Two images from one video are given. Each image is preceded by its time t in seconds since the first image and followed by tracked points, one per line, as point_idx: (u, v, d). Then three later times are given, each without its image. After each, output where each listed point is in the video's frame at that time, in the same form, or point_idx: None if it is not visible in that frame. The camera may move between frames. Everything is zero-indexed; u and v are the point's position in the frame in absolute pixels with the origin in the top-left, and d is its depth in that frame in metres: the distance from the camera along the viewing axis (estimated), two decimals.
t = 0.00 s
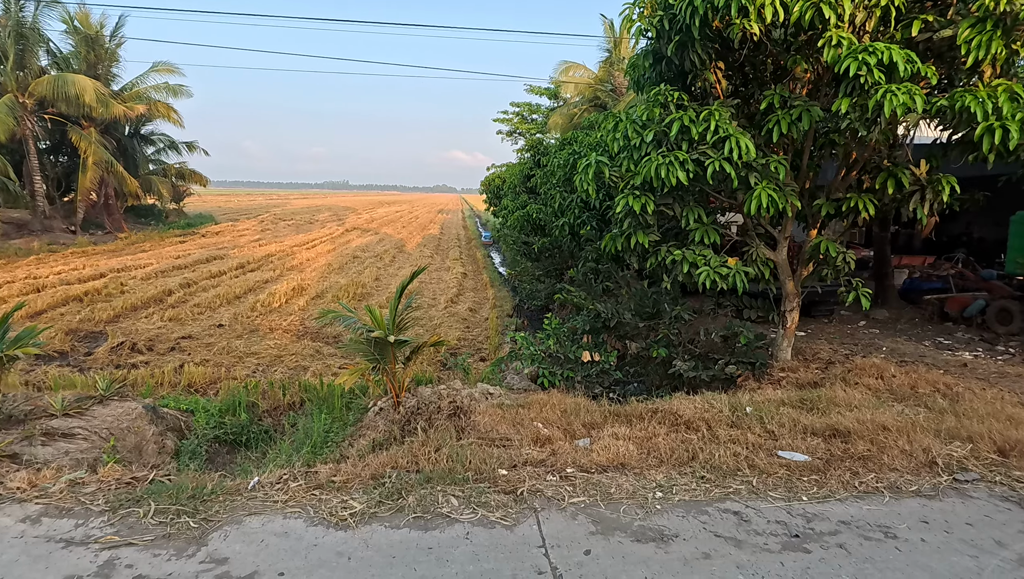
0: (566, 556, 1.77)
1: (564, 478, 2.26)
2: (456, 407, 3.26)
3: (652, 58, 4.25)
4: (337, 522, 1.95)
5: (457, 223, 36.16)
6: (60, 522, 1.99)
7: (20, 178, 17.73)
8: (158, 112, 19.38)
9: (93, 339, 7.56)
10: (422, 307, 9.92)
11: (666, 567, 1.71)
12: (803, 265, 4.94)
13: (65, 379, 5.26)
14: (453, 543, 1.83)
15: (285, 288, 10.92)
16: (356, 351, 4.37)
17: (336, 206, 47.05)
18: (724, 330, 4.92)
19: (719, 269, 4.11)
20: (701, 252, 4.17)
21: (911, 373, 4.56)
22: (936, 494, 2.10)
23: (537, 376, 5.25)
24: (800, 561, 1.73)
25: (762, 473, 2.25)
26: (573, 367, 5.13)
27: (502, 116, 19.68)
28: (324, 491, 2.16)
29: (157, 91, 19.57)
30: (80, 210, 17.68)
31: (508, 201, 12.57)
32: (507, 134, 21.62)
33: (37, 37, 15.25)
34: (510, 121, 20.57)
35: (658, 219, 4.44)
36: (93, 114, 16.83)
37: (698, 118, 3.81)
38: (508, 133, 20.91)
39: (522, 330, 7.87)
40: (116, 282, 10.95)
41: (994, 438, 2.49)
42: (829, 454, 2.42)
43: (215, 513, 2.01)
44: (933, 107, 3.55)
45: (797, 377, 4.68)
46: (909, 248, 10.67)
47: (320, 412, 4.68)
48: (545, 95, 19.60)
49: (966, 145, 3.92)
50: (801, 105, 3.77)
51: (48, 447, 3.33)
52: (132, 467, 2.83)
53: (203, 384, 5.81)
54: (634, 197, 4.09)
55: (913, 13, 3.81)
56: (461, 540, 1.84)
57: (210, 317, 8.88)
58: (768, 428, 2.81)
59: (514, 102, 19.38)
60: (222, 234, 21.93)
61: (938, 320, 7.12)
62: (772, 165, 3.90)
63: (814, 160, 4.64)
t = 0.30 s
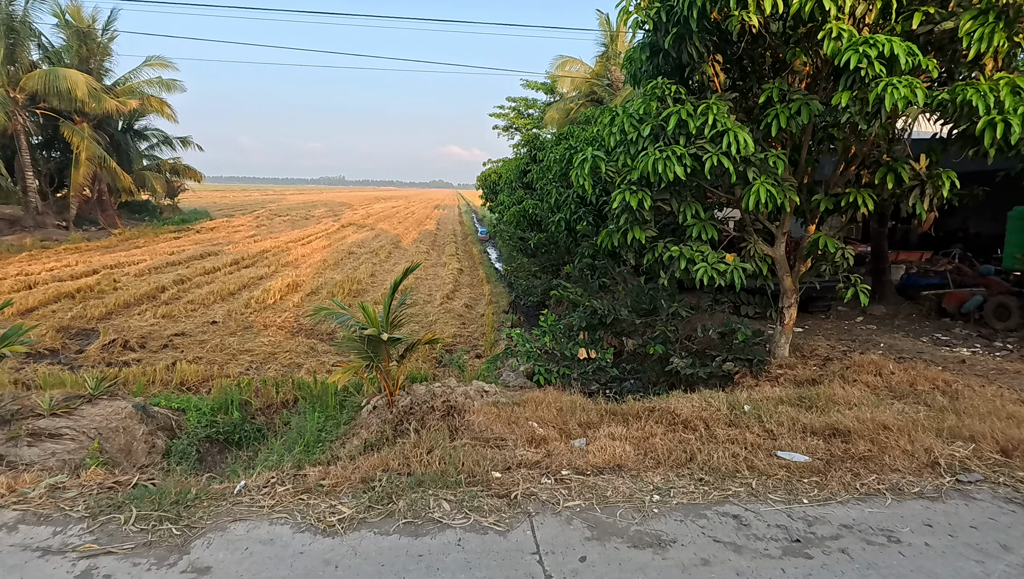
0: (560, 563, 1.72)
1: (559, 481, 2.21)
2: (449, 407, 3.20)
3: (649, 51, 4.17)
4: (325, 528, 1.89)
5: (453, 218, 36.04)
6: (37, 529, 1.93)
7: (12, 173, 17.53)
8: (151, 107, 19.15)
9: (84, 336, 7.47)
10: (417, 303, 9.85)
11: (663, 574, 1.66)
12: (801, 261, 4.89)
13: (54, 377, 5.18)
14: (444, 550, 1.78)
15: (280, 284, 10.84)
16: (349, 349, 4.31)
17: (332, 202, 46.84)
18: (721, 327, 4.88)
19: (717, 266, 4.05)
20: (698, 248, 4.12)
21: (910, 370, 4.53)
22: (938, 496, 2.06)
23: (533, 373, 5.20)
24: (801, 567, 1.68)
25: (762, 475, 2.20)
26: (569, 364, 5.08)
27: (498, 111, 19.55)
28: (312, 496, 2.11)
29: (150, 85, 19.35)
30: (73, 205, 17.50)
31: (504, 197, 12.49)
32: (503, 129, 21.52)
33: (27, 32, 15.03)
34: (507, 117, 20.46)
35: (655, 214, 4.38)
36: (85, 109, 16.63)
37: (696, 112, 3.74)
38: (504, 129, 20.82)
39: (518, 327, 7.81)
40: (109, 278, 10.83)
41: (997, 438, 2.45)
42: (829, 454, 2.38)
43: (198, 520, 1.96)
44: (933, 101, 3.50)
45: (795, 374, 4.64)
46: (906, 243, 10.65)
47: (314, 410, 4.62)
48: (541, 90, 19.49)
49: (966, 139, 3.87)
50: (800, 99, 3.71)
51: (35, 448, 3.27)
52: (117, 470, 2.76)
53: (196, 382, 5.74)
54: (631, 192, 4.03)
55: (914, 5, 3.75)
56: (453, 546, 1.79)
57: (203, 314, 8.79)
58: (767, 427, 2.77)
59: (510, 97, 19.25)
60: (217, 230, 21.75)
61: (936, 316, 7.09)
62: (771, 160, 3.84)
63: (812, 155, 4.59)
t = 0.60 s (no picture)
0: None
1: (556, 491, 2.11)
2: (443, 410, 3.10)
3: (648, 43, 4.05)
4: (307, 545, 1.79)
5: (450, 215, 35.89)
6: (1, 548, 1.83)
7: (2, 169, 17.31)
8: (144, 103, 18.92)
9: (74, 335, 7.33)
10: (412, 301, 9.74)
11: None
12: (803, 259, 4.80)
13: (39, 378, 5.06)
14: (434, 569, 1.68)
15: (273, 282, 10.71)
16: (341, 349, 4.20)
17: (328, 198, 46.60)
18: (722, 326, 4.79)
19: (718, 264, 3.95)
20: (699, 245, 4.01)
21: (913, 369, 4.45)
22: (953, 507, 1.97)
23: (529, 373, 5.10)
24: None
25: (768, 485, 2.11)
26: (567, 364, 4.98)
27: (495, 107, 19.40)
28: (295, 509, 2.01)
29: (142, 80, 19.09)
30: (66, 202, 17.31)
31: (501, 193, 12.37)
32: (500, 124, 21.40)
33: (17, 26, 14.81)
34: (504, 112, 20.33)
35: (654, 211, 4.28)
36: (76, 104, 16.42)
37: (697, 106, 3.64)
38: (501, 124, 20.69)
39: (515, 325, 7.72)
40: (100, 276, 10.68)
41: (1010, 443, 2.36)
42: (837, 461, 2.29)
43: (173, 537, 1.86)
44: (941, 94, 3.40)
45: (796, 374, 4.56)
46: (905, 240, 10.59)
47: (305, 412, 4.51)
48: (538, 85, 19.35)
49: (973, 134, 3.78)
50: (804, 92, 3.61)
51: (13, 454, 3.16)
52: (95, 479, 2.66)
53: (186, 382, 5.63)
54: (629, 188, 3.92)
55: None
56: (443, 565, 1.70)
57: (196, 312, 8.67)
58: (771, 432, 2.68)
59: (507, 93, 19.10)
60: (211, 227, 21.58)
61: (937, 314, 7.03)
62: (773, 155, 3.74)
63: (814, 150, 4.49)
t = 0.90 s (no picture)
0: None
1: (552, 504, 2.02)
2: (435, 414, 3.01)
3: (646, 35, 3.94)
4: (287, 566, 1.71)
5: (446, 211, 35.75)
6: None
7: None
8: (137, 99, 18.68)
9: (63, 335, 7.19)
10: (407, 299, 9.63)
11: None
12: (803, 257, 4.71)
13: (23, 380, 4.93)
14: None
15: (267, 279, 10.57)
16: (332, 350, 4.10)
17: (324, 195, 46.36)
18: (721, 325, 4.70)
19: (718, 262, 3.85)
20: (698, 243, 3.91)
21: (916, 369, 4.38)
22: (967, 518, 1.90)
23: (525, 373, 5.01)
24: None
25: (774, 495, 2.03)
26: (563, 363, 4.89)
27: (492, 103, 19.25)
28: (275, 526, 1.92)
29: (134, 75, 18.83)
30: (57, 199, 17.09)
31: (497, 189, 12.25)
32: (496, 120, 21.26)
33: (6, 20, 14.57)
34: (500, 108, 20.19)
35: (653, 208, 4.17)
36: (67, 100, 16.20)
37: (697, 100, 3.53)
38: (497, 120, 20.54)
39: (511, 323, 7.63)
40: (91, 274, 10.52)
41: None
42: (845, 470, 2.21)
43: (144, 557, 1.78)
44: (948, 87, 3.30)
45: (797, 374, 4.48)
46: (904, 236, 10.54)
47: (296, 414, 4.42)
48: (534, 81, 19.21)
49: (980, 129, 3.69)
50: (807, 86, 3.51)
51: None
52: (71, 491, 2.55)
53: (175, 383, 5.51)
54: (627, 184, 3.81)
55: None
56: None
57: (187, 311, 8.54)
58: (774, 436, 2.60)
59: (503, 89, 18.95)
60: (205, 224, 21.39)
61: (937, 312, 6.99)
62: (775, 150, 3.63)
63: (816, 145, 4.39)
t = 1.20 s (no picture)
0: None
1: (546, 517, 1.93)
2: (427, 418, 2.92)
3: (645, 27, 3.84)
4: None
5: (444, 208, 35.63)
6: None
7: None
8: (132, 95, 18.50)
9: (53, 334, 7.08)
10: (403, 297, 9.54)
11: None
12: (805, 255, 4.62)
13: (9, 381, 4.83)
14: None
15: (262, 278, 10.46)
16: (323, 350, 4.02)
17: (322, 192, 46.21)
18: (721, 324, 4.60)
19: (719, 260, 3.75)
20: (698, 241, 3.81)
21: (920, 370, 4.31)
22: (982, 531, 1.87)
23: (522, 373, 4.93)
24: None
25: (779, 507, 1.96)
26: (561, 363, 4.81)
27: (490, 99, 19.11)
28: (253, 542, 1.84)
29: (129, 72, 18.64)
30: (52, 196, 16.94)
31: (495, 186, 12.16)
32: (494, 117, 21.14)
33: None
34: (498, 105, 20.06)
35: (651, 205, 4.07)
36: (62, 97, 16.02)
37: (697, 93, 3.43)
38: (495, 117, 20.41)
39: (508, 322, 7.54)
40: (84, 272, 10.39)
41: None
42: (852, 478, 2.15)
43: (111, 577, 1.70)
44: (956, 81, 3.20)
45: (799, 374, 4.40)
46: (904, 233, 10.48)
47: (288, 416, 4.33)
48: (533, 77, 19.09)
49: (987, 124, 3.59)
50: (810, 79, 3.41)
51: None
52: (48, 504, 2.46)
53: (166, 383, 5.42)
54: (626, 180, 3.72)
55: None
56: None
57: (181, 310, 8.43)
58: (778, 441, 2.52)
59: (501, 85, 18.81)
60: (202, 221, 21.25)
61: (938, 310, 6.92)
62: (777, 146, 3.54)
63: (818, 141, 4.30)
